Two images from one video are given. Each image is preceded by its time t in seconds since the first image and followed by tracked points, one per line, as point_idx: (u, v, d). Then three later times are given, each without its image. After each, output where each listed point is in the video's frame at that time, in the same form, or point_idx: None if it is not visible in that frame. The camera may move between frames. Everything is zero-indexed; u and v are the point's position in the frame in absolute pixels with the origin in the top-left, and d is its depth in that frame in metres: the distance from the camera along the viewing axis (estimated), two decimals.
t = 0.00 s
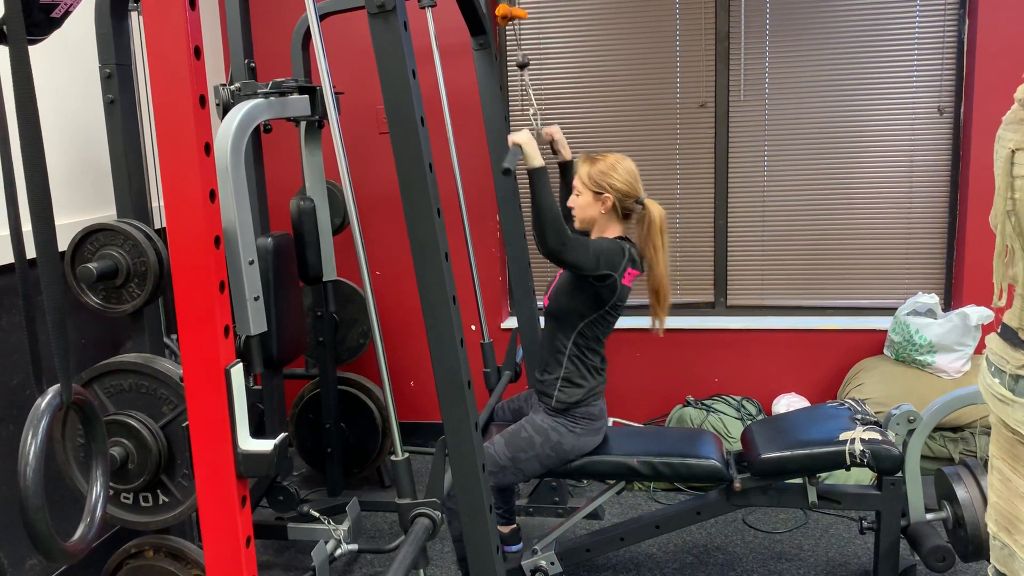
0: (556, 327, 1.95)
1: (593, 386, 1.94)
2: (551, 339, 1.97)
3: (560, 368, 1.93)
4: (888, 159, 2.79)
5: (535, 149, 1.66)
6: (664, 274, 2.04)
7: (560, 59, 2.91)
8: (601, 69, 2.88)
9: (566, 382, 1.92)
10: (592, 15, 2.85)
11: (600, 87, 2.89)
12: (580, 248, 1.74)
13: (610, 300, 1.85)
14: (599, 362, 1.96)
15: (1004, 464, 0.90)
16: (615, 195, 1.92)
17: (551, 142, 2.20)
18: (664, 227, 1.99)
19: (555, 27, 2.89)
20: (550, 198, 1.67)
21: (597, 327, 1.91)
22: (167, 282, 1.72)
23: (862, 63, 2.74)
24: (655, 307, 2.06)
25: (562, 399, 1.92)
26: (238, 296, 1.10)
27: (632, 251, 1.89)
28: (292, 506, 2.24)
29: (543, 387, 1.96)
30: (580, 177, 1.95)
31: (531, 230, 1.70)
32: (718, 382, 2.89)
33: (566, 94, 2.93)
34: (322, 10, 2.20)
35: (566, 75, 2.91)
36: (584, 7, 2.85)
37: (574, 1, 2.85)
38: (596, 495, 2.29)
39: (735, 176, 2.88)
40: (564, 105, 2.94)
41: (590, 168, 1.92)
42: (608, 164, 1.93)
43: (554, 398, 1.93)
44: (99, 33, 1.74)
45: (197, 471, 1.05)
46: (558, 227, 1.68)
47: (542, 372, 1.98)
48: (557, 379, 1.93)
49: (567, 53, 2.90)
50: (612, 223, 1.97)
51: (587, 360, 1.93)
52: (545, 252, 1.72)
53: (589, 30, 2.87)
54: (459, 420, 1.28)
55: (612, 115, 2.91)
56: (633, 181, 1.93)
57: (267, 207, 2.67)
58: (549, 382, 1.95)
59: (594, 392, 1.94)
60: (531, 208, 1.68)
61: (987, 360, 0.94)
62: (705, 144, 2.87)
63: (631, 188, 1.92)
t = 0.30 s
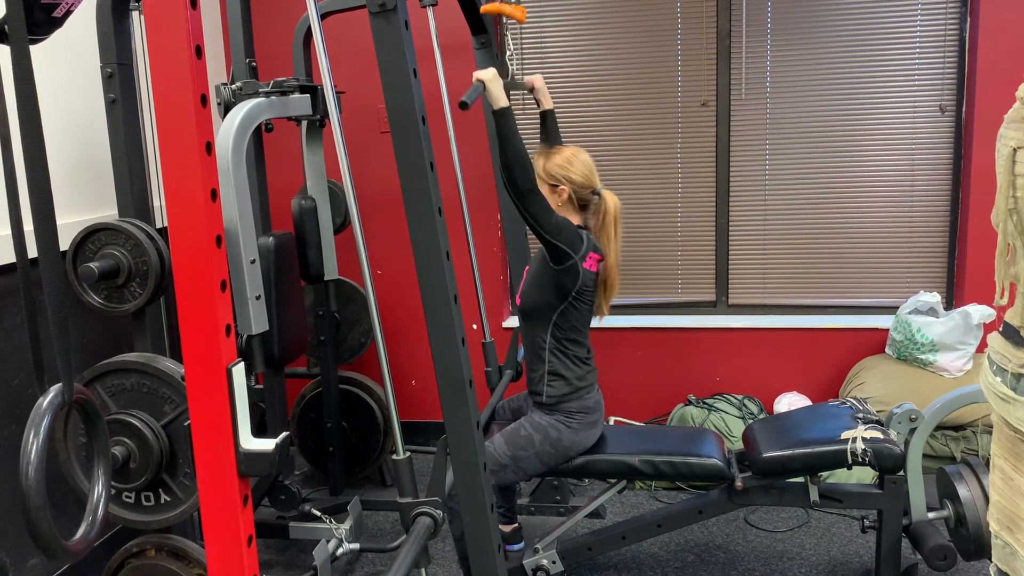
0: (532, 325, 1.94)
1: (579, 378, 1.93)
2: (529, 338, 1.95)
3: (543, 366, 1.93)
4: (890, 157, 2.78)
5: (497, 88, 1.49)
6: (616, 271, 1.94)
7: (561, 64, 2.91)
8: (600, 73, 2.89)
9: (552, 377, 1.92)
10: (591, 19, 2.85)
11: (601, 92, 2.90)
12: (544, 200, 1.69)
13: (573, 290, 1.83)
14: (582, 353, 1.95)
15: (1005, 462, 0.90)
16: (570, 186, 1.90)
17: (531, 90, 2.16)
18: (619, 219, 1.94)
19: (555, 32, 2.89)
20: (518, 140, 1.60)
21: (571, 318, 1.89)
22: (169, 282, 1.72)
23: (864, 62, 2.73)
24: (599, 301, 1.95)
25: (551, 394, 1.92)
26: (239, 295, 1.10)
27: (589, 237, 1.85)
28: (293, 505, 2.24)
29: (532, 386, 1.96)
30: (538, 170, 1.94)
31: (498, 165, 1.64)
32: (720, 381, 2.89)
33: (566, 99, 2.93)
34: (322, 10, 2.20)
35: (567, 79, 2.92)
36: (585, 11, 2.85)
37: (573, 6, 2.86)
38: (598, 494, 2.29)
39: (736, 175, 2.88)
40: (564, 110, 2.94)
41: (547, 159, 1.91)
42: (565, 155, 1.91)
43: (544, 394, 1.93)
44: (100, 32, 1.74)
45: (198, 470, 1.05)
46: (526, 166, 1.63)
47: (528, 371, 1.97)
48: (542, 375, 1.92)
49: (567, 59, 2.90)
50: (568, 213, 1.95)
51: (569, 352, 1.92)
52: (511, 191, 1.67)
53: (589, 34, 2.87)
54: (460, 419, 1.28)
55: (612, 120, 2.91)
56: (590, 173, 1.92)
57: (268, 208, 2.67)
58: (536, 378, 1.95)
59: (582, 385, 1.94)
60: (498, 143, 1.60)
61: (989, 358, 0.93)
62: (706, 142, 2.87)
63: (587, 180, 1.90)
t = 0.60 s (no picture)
0: (519, 325, 1.95)
1: (571, 373, 1.95)
2: (519, 338, 1.96)
3: (535, 364, 1.93)
4: (891, 156, 2.78)
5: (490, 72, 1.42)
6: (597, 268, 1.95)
7: (561, 68, 2.91)
8: (600, 78, 2.89)
9: (546, 374, 1.93)
10: (592, 23, 2.85)
11: (602, 97, 2.90)
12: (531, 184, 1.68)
13: (556, 286, 1.85)
14: (574, 348, 1.96)
15: (1006, 461, 0.90)
16: (547, 185, 1.90)
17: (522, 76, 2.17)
18: (597, 215, 1.94)
19: (556, 36, 2.89)
20: (510, 119, 1.56)
21: (557, 313, 1.90)
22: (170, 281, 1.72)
23: (865, 60, 2.73)
24: (582, 298, 1.96)
25: (546, 391, 1.93)
26: (240, 295, 1.10)
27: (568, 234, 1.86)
28: (294, 504, 2.24)
29: (527, 385, 1.97)
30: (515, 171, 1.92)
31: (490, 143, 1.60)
32: (720, 379, 2.88)
33: (567, 105, 2.93)
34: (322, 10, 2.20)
35: (568, 83, 2.91)
36: (585, 14, 2.85)
37: (573, 9, 2.85)
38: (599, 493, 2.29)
39: (737, 174, 2.88)
40: (565, 115, 2.94)
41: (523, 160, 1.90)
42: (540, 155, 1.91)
43: (539, 392, 1.93)
44: (100, 31, 1.74)
45: (199, 470, 1.05)
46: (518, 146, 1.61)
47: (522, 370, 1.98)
48: (535, 373, 1.93)
49: (568, 63, 2.90)
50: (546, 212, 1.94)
51: (560, 349, 1.93)
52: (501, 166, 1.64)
53: (590, 38, 2.87)
54: (461, 418, 1.28)
55: (614, 124, 2.91)
56: (567, 173, 1.91)
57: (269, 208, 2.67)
58: (530, 377, 1.96)
59: (575, 381, 1.95)
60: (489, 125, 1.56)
61: (989, 356, 0.93)
62: (707, 141, 2.87)
63: (563, 179, 1.90)
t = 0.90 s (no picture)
0: (523, 323, 1.95)
1: (573, 374, 1.95)
2: (521, 337, 1.96)
3: (538, 363, 1.93)
4: (891, 155, 2.78)
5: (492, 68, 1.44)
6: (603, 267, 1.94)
7: (561, 69, 2.91)
8: (600, 79, 2.88)
9: (548, 373, 1.92)
10: (592, 24, 2.85)
11: (602, 99, 2.90)
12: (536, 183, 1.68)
13: (560, 286, 1.85)
14: (576, 348, 1.96)
15: (1007, 460, 0.90)
16: (552, 184, 1.90)
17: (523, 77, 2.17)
18: (602, 214, 1.94)
19: (556, 36, 2.89)
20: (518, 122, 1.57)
21: (561, 313, 1.90)
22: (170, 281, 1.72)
23: (865, 59, 2.73)
24: (587, 298, 1.95)
25: (548, 391, 1.93)
26: (240, 295, 1.10)
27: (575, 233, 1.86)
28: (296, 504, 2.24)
29: (528, 384, 1.97)
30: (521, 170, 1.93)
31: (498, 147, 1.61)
32: (721, 379, 2.88)
33: (567, 105, 2.93)
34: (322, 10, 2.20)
35: (568, 84, 2.91)
36: (585, 14, 2.85)
37: (573, 9, 2.85)
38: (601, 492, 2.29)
39: (738, 173, 2.88)
40: (565, 116, 2.94)
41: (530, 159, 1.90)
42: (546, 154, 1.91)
43: (540, 392, 1.93)
44: (100, 31, 1.74)
45: (200, 470, 1.05)
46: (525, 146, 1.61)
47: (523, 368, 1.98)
48: (537, 373, 1.93)
49: (568, 63, 2.90)
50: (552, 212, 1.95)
51: (563, 348, 1.93)
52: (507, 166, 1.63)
53: (589, 38, 2.87)
54: (462, 418, 1.28)
55: (614, 124, 2.91)
56: (572, 172, 1.91)
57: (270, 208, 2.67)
58: (531, 376, 1.96)
59: (578, 381, 1.94)
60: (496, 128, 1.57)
61: (990, 356, 0.93)
62: (707, 140, 2.87)
63: (569, 179, 1.90)
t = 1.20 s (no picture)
0: (548, 315, 1.93)
1: (585, 376, 1.92)
2: (542, 328, 1.95)
3: (552, 356, 1.92)
4: (892, 156, 2.78)
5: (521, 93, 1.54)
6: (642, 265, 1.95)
7: (562, 69, 2.91)
8: (601, 79, 2.89)
9: (559, 370, 1.91)
10: (593, 25, 2.85)
11: (603, 99, 2.90)
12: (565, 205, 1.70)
13: (595, 288, 1.82)
14: (593, 350, 1.93)
15: (1009, 462, 0.89)
16: (600, 183, 1.89)
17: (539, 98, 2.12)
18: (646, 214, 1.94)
19: (556, 37, 2.89)
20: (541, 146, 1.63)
21: (589, 314, 1.88)
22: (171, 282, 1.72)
23: (866, 60, 2.73)
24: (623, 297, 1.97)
25: (555, 387, 1.91)
26: (241, 296, 1.10)
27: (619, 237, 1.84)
28: (297, 506, 2.23)
29: (538, 375, 1.96)
30: (564, 168, 1.91)
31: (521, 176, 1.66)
32: (722, 380, 2.88)
33: (568, 106, 2.93)
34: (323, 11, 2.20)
35: (569, 85, 2.92)
36: (586, 15, 2.85)
37: (573, 10, 2.86)
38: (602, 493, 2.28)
39: (738, 174, 2.88)
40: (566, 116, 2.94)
41: (574, 159, 1.89)
42: (592, 153, 1.90)
43: (548, 386, 1.92)
44: (101, 34, 1.74)
45: (200, 472, 1.05)
46: (546, 173, 1.64)
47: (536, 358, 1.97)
48: (548, 368, 1.92)
49: (568, 64, 2.90)
50: (598, 212, 1.93)
51: (580, 349, 1.91)
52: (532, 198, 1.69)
53: (590, 39, 2.87)
54: (463, 419, 1.28)
55: (615, 125, 2.91)
56: (618, 169, 1.90)
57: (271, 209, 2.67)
58: (543, 369, 1.95)
59: (588, 381, 1.93)
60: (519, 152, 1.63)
61: (992, 357, 0.93)
62: (708, 141, 2.87)
63: (616, 176, 1.89)
